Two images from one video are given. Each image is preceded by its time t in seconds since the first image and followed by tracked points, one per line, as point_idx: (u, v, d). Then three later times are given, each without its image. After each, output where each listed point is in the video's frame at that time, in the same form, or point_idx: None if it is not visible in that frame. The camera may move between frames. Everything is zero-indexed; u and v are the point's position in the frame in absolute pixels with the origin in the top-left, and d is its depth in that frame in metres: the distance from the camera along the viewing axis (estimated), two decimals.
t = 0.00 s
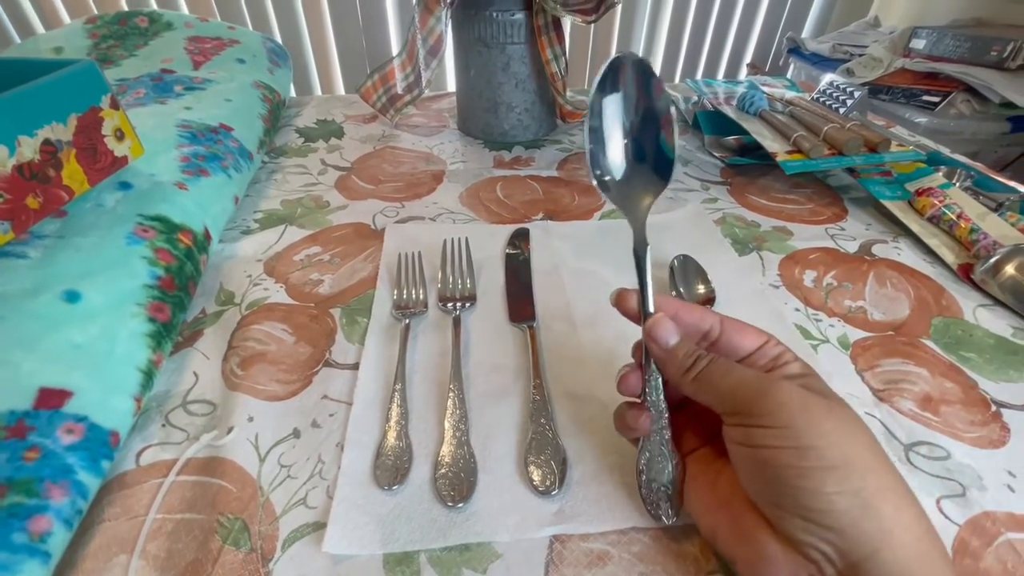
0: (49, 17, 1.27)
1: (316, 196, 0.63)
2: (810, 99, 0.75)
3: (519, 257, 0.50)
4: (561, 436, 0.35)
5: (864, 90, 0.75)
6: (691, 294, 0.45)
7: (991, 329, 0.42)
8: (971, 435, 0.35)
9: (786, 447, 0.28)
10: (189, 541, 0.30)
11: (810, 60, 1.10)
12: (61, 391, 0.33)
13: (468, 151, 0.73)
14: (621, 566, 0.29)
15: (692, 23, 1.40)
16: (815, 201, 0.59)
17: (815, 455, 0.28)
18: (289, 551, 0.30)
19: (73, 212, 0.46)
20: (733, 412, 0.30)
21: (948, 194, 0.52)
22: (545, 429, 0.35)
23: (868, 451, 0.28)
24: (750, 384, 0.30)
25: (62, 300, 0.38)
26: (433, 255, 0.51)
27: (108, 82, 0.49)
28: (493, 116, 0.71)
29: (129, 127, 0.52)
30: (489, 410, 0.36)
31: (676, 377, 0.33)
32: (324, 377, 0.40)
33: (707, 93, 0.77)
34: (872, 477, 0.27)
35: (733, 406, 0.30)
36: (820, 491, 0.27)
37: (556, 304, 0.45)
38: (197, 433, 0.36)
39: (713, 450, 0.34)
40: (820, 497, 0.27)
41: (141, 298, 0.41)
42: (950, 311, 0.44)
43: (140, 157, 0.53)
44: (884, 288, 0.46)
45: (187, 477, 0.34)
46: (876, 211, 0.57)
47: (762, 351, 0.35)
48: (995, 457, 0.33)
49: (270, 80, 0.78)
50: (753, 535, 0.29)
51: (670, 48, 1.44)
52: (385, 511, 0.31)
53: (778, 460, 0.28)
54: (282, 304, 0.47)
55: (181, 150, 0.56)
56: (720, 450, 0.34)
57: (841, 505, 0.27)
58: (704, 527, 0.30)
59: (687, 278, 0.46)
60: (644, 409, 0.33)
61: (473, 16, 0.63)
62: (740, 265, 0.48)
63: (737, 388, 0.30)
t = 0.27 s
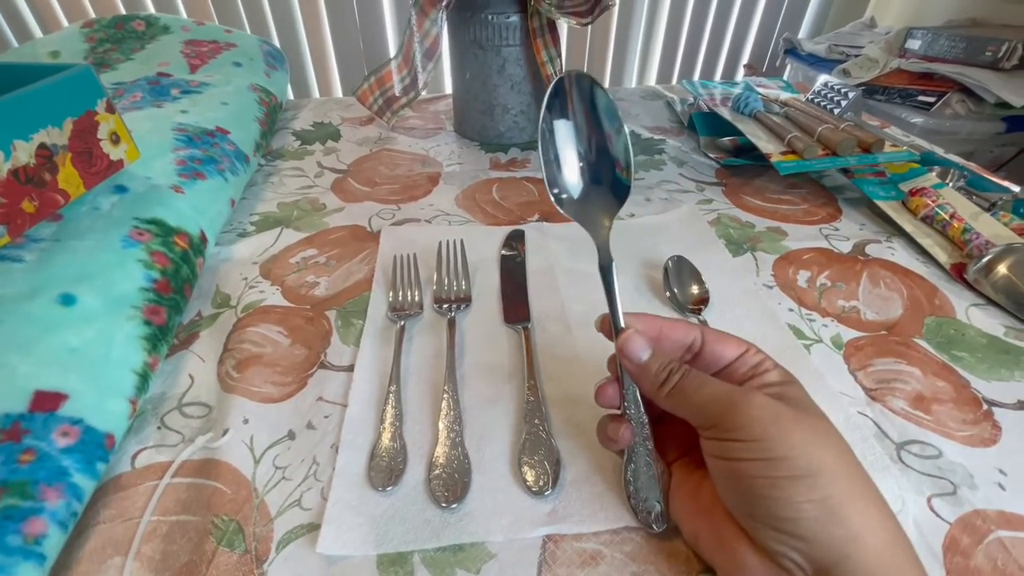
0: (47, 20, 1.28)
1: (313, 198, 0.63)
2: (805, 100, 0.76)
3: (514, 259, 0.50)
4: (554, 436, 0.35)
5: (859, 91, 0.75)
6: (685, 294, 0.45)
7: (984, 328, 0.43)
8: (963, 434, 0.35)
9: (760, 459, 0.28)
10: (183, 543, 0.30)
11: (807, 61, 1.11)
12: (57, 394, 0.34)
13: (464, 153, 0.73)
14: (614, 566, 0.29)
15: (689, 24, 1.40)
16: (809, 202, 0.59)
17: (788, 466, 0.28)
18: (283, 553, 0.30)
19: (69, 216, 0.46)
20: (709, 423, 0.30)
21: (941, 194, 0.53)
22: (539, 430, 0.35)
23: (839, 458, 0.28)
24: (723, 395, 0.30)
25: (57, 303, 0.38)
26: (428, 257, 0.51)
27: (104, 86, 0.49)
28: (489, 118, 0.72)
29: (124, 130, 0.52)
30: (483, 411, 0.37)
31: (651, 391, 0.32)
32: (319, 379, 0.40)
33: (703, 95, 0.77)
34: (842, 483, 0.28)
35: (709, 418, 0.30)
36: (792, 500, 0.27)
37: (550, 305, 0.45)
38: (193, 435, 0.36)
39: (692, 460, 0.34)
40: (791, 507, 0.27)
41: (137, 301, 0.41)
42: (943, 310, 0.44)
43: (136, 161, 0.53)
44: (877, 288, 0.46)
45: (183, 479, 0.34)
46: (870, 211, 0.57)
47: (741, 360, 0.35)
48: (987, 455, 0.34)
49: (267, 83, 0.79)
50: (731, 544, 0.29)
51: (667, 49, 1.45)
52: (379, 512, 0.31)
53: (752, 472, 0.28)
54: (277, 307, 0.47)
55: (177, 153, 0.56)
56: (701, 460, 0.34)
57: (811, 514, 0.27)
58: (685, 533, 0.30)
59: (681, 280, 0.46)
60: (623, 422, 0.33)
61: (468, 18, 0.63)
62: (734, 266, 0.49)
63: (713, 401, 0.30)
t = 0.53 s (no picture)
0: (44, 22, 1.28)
1: (310, 199, 0.64)
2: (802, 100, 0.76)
3: (510, 259, 0.50)
4: (550, 435, 0.35)
5: (855, 91, 0.76)
6: (681, 293, 0.45)
7: (979, 326, 0.43)
8: (958, 431, 0.35)
9: (768, 463, 0.28)
10: (179, 543, 0.30)
11: (803, 62, 1.11)
12: (52, 395, 0.34)
13: (461, 154, 0.73)
14: (610, 564, 0.29)
15: (686, 25, 1.41)
16: (805, 201, 0.59)
17: (795, 470, 0.27)
18: (278, 552, 0.30)
19: (65, 217, 0.46)
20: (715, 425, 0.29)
21: (937, 193, 0.53)
22: (535, 429, 0.35)
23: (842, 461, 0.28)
24: (729, 395, 0.29)
25: (53, 304, 0.38)
26: (425, 257, 0.52)
27: (100, 87, 0.49)
28: (486, 119, 0.72)
29: (121, 132, 0.52)
30: (479, 410, 0.37)
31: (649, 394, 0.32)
32: (315, 379, 0.40)
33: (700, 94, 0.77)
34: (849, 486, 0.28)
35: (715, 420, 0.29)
36: (801, 504, 0.27)
37: (547, 305, 0.45)
38: (189, 435, 0.36)
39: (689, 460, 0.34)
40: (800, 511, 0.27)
41: (133, 302, 0.41)
42: (938, 308, 0.44)
43: (133, 162, 0.53)
44: (873, 287, 0.46)
45: (178, 479, 0.34)
46: (866, 210, 0.57)
47: (736, 360, 0.35)
48: (981, 452, 0.34)
49: (264, 84, 0.79)
50: (734, 546, 0.28)
51: (664, 49, 1.45)
52: (374, 511, 0.31)
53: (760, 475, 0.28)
54: (273, 307, 0.47)
55: (173, 154, 0.56)
56: (699, 460, 0.33)
57: (819, 518, 0.27)
58: (685, 537, 0.30)
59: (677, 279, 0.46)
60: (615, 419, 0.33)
61: (464, 19, 0.64)
62: (730, 265, 0.49)
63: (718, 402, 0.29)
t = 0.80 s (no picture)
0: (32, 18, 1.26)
1: (306, 197, 0.63)
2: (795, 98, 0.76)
3: (509, 256, 0.50)
4: (551, 431, 0.35)
5: (847, 90, 0.76)
6: (678, 290, 0.45)
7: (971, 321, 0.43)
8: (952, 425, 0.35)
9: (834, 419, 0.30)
10: (179, 542, 0.30)
11: (796, 61, 1.12)
12: (48, 394, 0.33)
13: (457, 152, 0.73)
14: (612, 558, 0.30)
15: (680, 24, 1.41)
16: (800, 199, 0.59)
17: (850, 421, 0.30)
18: (280, 550, 0.30)
19: (58, 214, 0.46)
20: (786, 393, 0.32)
21: (929, 190, 0.53)
22: (536, 426, 0.35)
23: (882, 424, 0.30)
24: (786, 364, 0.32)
25: (48, 302, 0.38)
26: (423, 255, 0.51)
27: (93, 83, 0.49)
28: (482, 117, 0.72)
29: (114, 128, 0.52)
30: (479, 407, 0.37)
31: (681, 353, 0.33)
32: (314, 377, 0.40)
33: (694, 93, 0.78)
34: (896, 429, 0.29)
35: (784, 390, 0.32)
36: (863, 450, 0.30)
37: (546, 302, 0.45)
38: (187, 434, 0.36)
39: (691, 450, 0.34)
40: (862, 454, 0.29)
41: (129, 300, 0.41)
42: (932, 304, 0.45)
43: (126, 159, 0.53)
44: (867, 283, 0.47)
45: (177, 478, 0.33)
46: (860, 207, 0.58)
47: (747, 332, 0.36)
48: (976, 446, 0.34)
49: (258, 82, 0.78)
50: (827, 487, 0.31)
51: (658, 48, 1.45)
52: (377, 508, 0.31)
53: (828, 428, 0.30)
54: (270, 305, 0.47)
55: (168, 151, 0.56)
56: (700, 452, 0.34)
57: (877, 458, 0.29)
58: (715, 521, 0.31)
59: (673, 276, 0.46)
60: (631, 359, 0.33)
61: (460, 17, 0.63)
62: (727, 262, 0.49)
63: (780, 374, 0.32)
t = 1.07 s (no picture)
0: (34, 21, 1.27)
1: (306, 200, 0.64)
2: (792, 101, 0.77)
3: (506, 259, 0.51)
4: (546, 432, 0.35)
5: (844, 93, 0.77)
6: (674, 292, 0.46)
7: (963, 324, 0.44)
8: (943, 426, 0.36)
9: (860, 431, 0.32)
10: (180, 541, 0.31)
11: (794, 63, 1.12)
12: (51, 396, 0.34)
13: (456, 154, 0.73)
14: (606, 557, 0.30)
15: (679, 26, 1.42)
16: (796, 201, 0.60)
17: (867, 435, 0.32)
18: (279, 549, 0.30)
19: (60, 218, 0.46)
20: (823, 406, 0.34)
21: (923, 193, 0.54)
22: (532, 427, 0.35)
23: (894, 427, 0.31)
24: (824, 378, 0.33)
25: (51, 305, 0.38)
26: (421, 257, 0.52)
27: (95, 88, 0.49)
28: (481, 120, 0.72)
29: (116, 132, 0.52)
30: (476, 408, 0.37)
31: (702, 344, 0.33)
32: (313, 378, 0.40)
33: (692, 96, 0.78)
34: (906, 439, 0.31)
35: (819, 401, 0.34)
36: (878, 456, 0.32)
37: (543, 304, 0.46)
38: (188, 435, 0.37)
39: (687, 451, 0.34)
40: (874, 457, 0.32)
41: (130, 302, 0.41)
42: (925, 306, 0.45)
43: (128, 163, 0.53)
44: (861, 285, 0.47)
45: (178, 478, 0.34)
46: (855, 210, 0.58)
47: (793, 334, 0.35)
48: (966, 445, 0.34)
49: (258, 85, 0.79)
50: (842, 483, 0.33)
51: (657, 50, 1.46)
52: (374, 508, 0.32)
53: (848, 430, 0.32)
54: (270, 307, 0.47)
55: (169, 155, 0.56)
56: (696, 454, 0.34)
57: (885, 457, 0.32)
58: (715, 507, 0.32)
59: (669, 280, 0.47)
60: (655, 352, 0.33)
61: (459, 21, 0.64)
62: (722, 264, 0.49)
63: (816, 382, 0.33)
